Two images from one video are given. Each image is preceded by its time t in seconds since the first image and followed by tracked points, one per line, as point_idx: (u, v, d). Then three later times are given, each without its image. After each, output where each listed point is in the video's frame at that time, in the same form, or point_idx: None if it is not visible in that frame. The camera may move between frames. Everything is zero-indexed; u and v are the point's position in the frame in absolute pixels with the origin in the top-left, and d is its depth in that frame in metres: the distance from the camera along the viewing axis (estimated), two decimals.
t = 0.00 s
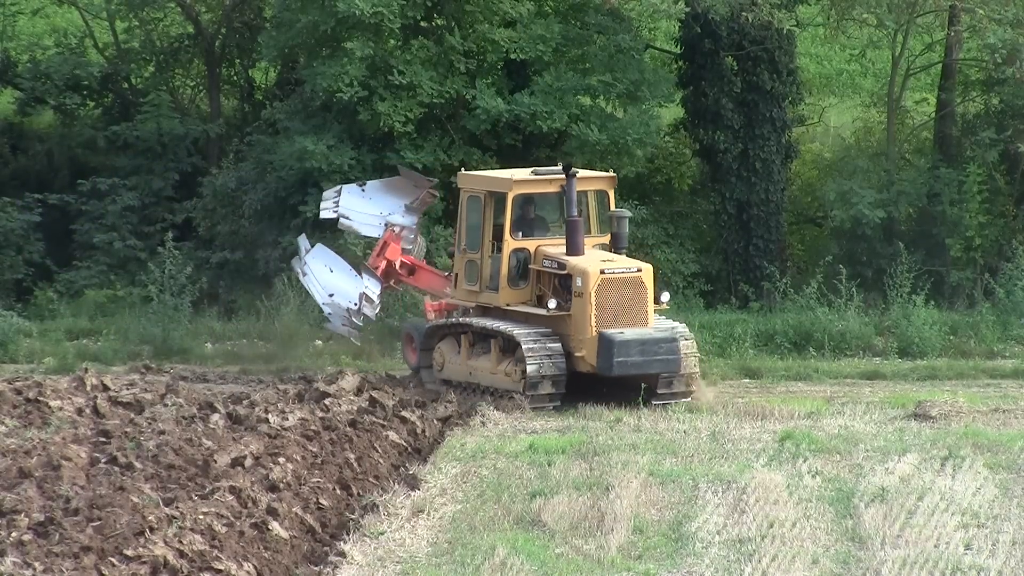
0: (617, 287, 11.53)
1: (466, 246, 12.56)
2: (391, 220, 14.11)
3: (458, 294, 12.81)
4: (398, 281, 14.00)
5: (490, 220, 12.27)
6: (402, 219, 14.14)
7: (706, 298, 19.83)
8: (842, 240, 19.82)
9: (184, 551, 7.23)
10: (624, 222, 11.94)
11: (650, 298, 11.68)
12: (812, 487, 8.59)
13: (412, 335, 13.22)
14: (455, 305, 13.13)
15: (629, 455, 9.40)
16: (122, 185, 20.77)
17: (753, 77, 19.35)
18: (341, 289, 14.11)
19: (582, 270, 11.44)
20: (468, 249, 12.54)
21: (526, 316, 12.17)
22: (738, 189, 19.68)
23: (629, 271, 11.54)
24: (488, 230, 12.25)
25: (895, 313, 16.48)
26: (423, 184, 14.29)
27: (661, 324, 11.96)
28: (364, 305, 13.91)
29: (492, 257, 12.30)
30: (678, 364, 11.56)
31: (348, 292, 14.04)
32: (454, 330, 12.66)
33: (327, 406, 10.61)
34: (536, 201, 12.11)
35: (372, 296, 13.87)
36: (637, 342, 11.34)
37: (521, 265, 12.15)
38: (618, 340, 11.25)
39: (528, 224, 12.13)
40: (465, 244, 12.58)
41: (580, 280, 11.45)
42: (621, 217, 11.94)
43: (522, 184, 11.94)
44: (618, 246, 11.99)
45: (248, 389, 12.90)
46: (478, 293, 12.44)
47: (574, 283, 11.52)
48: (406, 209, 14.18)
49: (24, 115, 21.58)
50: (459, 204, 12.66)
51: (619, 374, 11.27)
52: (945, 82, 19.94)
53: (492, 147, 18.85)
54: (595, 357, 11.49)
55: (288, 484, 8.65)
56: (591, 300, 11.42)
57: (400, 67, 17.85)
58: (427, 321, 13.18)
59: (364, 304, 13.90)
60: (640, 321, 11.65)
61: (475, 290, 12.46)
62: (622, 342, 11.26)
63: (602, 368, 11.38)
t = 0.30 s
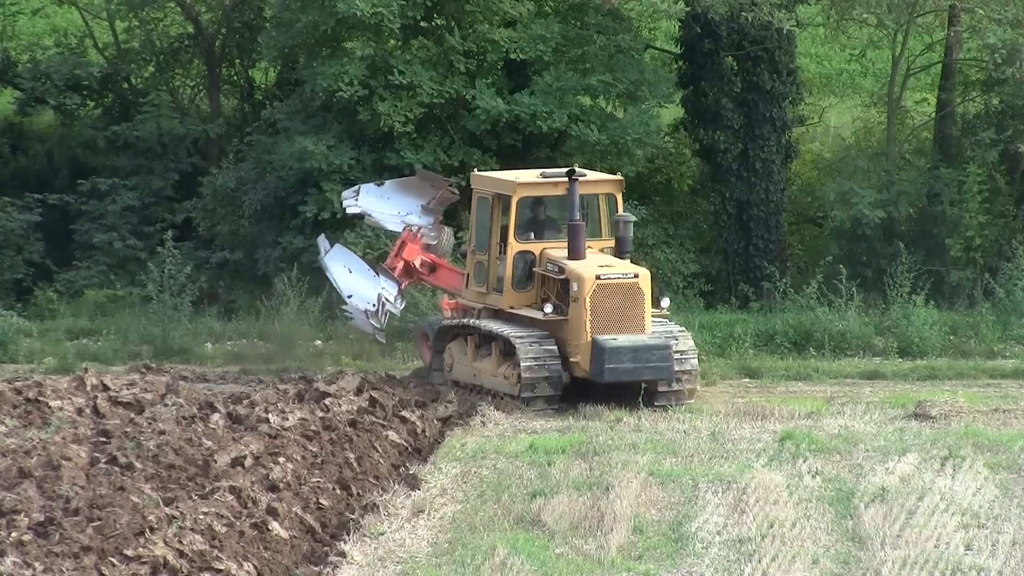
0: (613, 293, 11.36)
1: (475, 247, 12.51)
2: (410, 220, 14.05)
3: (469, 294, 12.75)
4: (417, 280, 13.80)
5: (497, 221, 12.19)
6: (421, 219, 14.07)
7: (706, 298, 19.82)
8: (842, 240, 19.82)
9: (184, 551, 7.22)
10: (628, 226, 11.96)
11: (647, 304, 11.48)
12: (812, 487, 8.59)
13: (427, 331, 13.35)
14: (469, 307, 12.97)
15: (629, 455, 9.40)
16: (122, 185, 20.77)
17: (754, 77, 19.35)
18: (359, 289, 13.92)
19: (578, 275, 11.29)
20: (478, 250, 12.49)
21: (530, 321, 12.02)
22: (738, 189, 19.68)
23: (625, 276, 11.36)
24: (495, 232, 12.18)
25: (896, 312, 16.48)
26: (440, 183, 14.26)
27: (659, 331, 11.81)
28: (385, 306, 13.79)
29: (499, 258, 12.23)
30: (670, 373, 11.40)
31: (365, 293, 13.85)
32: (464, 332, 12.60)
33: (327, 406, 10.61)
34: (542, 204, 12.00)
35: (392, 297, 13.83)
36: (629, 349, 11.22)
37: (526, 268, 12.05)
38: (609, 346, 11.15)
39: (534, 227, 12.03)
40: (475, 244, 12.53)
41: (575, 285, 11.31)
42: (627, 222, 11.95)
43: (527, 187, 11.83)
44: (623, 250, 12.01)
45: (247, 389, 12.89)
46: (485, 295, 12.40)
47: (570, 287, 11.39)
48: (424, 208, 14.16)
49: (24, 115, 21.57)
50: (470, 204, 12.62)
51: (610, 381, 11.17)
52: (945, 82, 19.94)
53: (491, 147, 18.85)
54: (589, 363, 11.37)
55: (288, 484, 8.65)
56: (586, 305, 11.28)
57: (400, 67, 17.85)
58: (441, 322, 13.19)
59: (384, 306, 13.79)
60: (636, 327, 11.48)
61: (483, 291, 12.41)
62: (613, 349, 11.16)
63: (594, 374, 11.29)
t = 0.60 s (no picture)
0: (621, 292, 11.26)
1: (484, 250, 12.42)
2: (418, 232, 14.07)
3: (476, 297, 12.64)
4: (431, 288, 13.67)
5: (505, 224, 12.11)
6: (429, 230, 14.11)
7: (706, 299, 19.82)
8: (842, 240, 19.82)
9: (184, 551, 7.22)
10: (635, 226, 11.72)
11: (654, 303, 11.38)
12: (812, 487, 8.59)
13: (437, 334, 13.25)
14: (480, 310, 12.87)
15: (629, 455, 9.40)
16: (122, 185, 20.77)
17: (753, 77, 19.36)
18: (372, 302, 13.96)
19: (585, 275, 11.20)
20: (486, 253, 12.40)
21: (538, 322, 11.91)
22: (738, 189, 19.68)
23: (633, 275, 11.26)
24: (503, 234, 12.10)
25: (896, 312, 16.48)
26: (448, 193, 14.24)
27: (666, 331, 11.69)
28: (399, 317, 13.82)
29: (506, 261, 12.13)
30: (678, 372, 11.26)
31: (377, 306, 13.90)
32: (474, 335, 12.53)
33: (327, 406, 10.61)
34: (549, 206, 11.92)
35: (406, 309, 13.81)
36: (637, 348, 11.10)
37: (533, 270, 11.97)
38: (616, 345, 11.04)
39: (541, 229, 11.95)
40: (483, 247, 12.44)
41: (582, 285, 11.21)
42: (632, 222, 11.64)
43: (534, 189, 11.76)
44: (630, 253, 11.77)
45: (248, 389, 12.89)
46: (494, 298, 12.26)
47: (578, 287, 11.30)
48: (432, 220, 14.18)
49: (24, 115, 21.57)
50: (479, 207, 12.54)
51: (616, 380, 11.04)
52: (945, 81, 19.95)
53: (492, 147, 18.84)
54: (596, 362, 11.27)
55: (288, 484, 8.65)
56: (593, 305, 11.18)
57: (400, 67, 17.85)
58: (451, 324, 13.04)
59: (398, 317, 13.83)
60: (644, 327, 11.36)
61: (491, 294, 12.30)
62: (620, 348, 11.04)
63: (601, 374, 11.18)
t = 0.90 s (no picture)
0: (625, 294, 11.19)
1: (490, 251, 12.38)
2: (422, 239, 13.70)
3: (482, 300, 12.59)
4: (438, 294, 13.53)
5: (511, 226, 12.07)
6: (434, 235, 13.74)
7: (706, 298, 19.82)
8: (842, 240, 19.82)
9: (184, 551, 7.22)
10: (641, 229, 11.78)
11: (658, 304, 11.32)
12: (812, 487, 8.59)
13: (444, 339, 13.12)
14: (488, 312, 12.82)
15: (629, 455, 9.40)
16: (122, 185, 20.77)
17: (753, 77, 19.36)
18: (380, 311, 13.68)
19: (589, 276, 11.15)
20: (492, 254, 12.35)
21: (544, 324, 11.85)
22: (738, 189, 19.68)
23: (636, 277, 11.20)
24: (509, 236, 12.06)
25: (896, 312, 16.48)
26: (451, 197, 13.81)
27: (670, 332, 11.61)
28: (406, 325, 13.51)
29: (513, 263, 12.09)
30: (681, 374, 11.18)
31: (385, 315, 13.62)
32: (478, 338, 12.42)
33: (327, 406, 10.62)
34: (555, 208, 11.89)
35: (413, 316, 13.48)
36: (640, 349, 11.03)
37: (539, 272, 11.92)
38: (619, 347, 10.97)
39: (547, 231, 11.92)
40: (489, 249, 12.39)
41: (586, 287, 11.16)
42: (638, 223, 11.77)
43: (539, 191, 11.73)
44: (635, 254, 11.79)
45: (248, 389, 12.89)
46: (500, 300, 12.20)
47: (582, 289, 11.24)
48: (436, 225, 13.79)
49: (24, 115, 21.57)
50: (486, 209, 12.51)
51: (620, 382, 10.97)
52: (945, 81, 19.94)
53: (492, 147, 18.84)
54: (600, 364, 11.21)
55: (288, 484, 8.66)
56: (597, 307, 11.12)
57: (400, 67, 17.84)
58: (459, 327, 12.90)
59: (406, 324, 13.52)
60: (648, 329, 11.29)
61: (498, 296, 12.26)
62: (623, 349, 10.97)
63: (604, 375, 11.11)
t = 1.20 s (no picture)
0: (625, 296, 11.17)
1: (498, 254, 12.37)
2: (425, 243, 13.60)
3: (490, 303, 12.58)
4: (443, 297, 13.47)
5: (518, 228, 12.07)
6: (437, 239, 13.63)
7: (706, 298, 19.82)
8: (842, 240, 19.82)
9: (184, 551, 7.22)
10: (646, 231, 11.69)
11: (660, 307, 11.27)
12: (812, 486, 8.59)
13: (452, 340, 13.10)
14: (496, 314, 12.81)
15: (629, 455, 9.40)
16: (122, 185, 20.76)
17: (753, 77, 19.36)
18: (385, 318, 13.58)
19: (590, 278, 11.15)
20: (499, 257, 12.34)
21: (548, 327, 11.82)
22: (738, 189, 19.69)
23: (637, 279, 11.17)
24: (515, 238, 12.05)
25: (896, 312, 16.49)
26: (453, 200, 13.70)
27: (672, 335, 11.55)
28: (412, 330, 13.46)
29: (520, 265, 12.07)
30: (682, 376, 11.12)
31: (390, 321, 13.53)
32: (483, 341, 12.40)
33: (327, 406, 10.61)
34: (561, 211, 11.88)
35: (419, 320, 13.48)
36: (639, 351, 10.99)
37: (544, 275, 11.88)
38: (618, 349, 10.95)
39: (553, 234, 11.89)
40: (497, 251, 12.38)
41: (587, 289, 11.16)
42: (644, 226, 11.67)
43: (544, 193, 11.72)
44: (641, 258, 11.71)
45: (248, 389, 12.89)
46: (507, 303, 12.17)
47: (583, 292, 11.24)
48: (439, 228, 13.70)
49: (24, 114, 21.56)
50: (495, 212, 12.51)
51: (619, 383, 10.94)
52: (945, 81, 19.94)
53: (491, 147, 18.85)
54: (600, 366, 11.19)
55: (288, 484, 8.65)
56: (598, 309, 11.11)
57: (400, 67, 17.84)
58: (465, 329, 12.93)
59: (412, 330, 13.46)
60: (649, 331, 11.25)
61: (505, 299, 12.24)
62: (622, 351, 10.94)
63: (604, 377, 11.09)
